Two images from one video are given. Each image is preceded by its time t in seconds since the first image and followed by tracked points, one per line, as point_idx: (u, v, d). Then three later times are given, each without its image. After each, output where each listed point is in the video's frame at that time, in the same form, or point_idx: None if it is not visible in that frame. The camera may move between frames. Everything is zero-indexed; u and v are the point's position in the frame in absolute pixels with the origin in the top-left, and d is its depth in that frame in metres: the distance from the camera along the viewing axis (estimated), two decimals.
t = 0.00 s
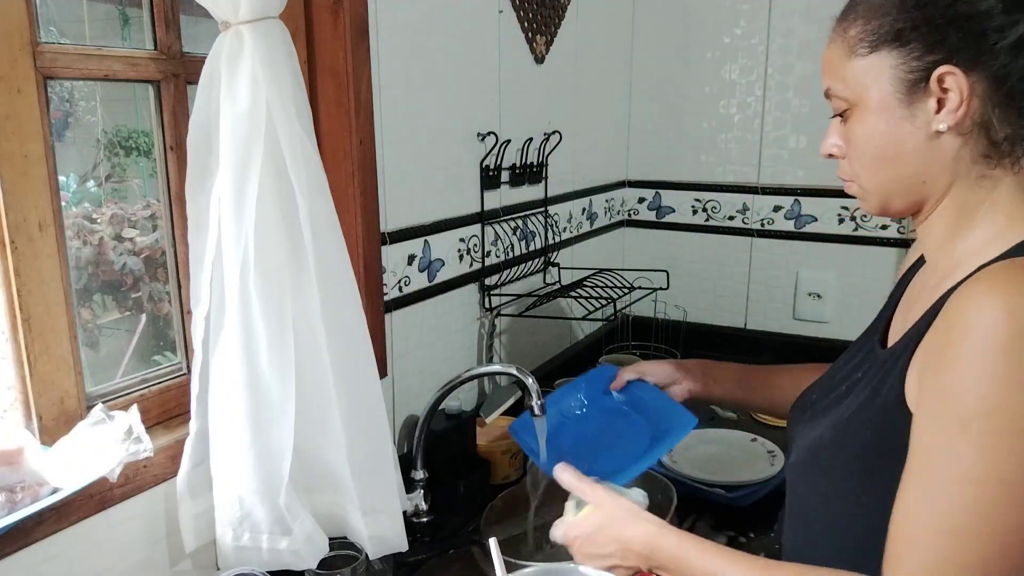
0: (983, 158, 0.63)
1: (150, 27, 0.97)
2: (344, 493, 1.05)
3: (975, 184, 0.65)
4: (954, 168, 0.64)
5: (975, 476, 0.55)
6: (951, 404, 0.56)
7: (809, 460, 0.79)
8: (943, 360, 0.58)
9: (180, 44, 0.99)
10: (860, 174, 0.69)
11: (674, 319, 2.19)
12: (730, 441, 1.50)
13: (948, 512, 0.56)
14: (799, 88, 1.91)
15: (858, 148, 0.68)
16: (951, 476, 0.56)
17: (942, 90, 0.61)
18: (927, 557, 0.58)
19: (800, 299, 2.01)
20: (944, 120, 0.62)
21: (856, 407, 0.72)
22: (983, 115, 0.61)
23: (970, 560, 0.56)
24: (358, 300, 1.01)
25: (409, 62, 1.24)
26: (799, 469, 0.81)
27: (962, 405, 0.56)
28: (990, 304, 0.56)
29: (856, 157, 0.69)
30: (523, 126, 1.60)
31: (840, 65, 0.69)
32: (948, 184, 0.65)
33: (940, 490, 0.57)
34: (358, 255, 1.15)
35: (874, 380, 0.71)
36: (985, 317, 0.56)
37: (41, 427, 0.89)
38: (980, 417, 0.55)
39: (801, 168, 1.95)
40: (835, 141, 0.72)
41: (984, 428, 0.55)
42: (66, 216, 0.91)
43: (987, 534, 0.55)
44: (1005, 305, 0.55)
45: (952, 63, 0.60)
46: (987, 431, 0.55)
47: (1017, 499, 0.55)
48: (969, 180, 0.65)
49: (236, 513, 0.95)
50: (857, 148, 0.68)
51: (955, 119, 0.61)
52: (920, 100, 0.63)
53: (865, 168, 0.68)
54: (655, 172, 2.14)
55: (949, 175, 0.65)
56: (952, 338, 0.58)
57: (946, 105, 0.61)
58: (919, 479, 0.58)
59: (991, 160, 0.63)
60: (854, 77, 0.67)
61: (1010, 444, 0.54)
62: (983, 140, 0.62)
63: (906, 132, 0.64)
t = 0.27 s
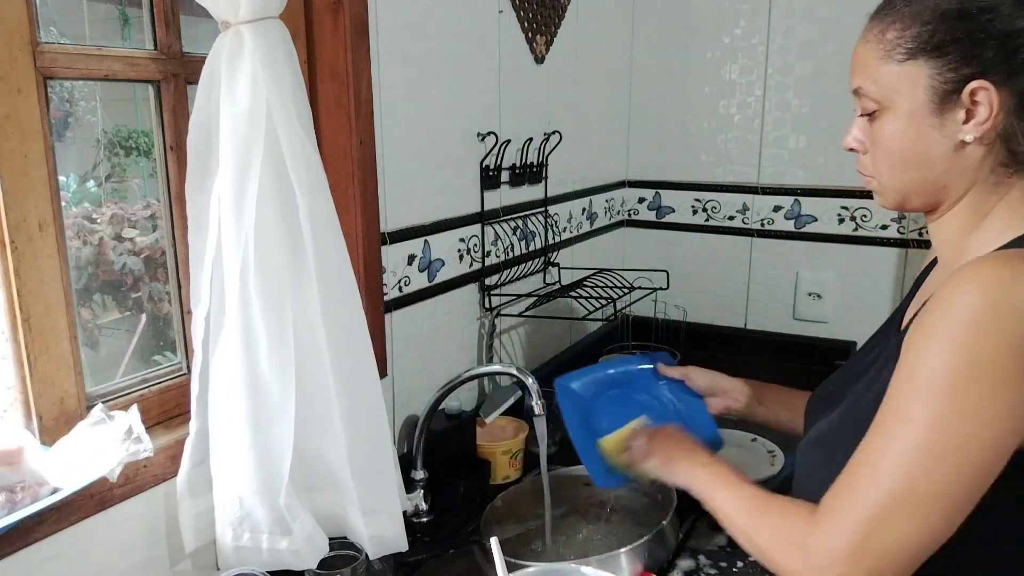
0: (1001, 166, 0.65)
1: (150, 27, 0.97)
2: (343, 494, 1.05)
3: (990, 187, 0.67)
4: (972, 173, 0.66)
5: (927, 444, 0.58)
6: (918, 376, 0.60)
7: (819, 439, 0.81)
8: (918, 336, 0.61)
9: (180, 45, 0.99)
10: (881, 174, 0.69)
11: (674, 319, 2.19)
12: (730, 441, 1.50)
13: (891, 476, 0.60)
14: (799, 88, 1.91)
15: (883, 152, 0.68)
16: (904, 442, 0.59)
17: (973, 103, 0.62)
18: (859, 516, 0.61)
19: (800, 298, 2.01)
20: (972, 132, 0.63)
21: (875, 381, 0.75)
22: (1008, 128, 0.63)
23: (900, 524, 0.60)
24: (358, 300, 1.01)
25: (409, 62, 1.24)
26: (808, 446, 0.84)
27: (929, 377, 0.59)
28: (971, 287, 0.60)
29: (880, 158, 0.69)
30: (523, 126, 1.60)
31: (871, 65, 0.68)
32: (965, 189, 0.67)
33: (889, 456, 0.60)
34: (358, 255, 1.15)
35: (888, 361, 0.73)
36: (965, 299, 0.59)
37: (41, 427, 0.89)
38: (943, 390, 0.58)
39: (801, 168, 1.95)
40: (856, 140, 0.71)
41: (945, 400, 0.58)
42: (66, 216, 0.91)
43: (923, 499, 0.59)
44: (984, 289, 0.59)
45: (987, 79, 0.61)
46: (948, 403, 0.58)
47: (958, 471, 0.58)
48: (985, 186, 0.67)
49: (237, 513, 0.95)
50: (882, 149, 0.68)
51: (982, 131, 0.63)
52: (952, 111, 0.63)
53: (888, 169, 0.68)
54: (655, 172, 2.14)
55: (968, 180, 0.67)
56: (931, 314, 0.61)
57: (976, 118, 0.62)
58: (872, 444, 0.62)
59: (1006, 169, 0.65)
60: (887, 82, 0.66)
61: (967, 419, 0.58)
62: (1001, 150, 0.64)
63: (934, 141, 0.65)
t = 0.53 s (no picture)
0: (948, 165, 0.68)
1: (150, 27, 0.97)
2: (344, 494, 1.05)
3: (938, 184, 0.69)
4: (922, 170, 0.68)
5: (820, 392, 0.62)
6: (828, 332, 0.62)
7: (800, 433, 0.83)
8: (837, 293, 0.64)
9: (180, 44, 0.99)
10: (841, 171, 0.72)
11: (674, 319, 2.19)
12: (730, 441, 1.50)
13: (781, 412, 0.64)
14: (799, 88, 1.91)
15: (841, 151, 0.70)
16: (796, 386, 0.63)
17: (921, 106, 0.65)
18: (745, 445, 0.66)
19: (800, 298, 2.01)
20: (920, 132, 0.66)
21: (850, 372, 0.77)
22: (953, 128, 0.65)
23: (775, 454, 0.65)
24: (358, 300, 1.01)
25: (409, 62, 1.24)
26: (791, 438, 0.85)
27: (835, 336, 0.62)
28: (896, 261, 0.61)
29: (841, 155, 0.71)
30: (523, 126, 1.60)
31: (835, 69, 0.70)
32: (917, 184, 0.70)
33: (782, 395, 0.64)
34: (358, 255, 1.15)
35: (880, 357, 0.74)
36: (887, 271, 0.61)
37: (41, 427, 0.89)
38: (845, 348, 0.61)
39: (801, 168, 1.95)
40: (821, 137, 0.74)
41: (846, 358, 0.61)
42: (66, 216, 0.91)
43: (802, 437, 0.64)
44: (908, 262, 0.61)
45: (934, 82, 0.64)
46: (846, 363, 0.62)
47: (839, 421, 0.63)
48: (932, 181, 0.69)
49: (237, 513, 0.95)
50: (841, 148, 0.70)
51: (929, 132, 0.66)
52: (901, 113, 0.66)
53: (847, 166, 0.71)
54: (655, 172, 2.14)
55: (916, 176, 0.69)
56: (856, 277, 0.63)
57: (923, 118, 0.65)
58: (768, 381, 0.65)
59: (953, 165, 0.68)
60: (843, 85, 0.69)
61: (862, 376, 0.62)
62: (948, 149, 0.67)
63: (884, 141, 0.67)
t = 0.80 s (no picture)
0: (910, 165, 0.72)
1: (150, 27, 0.97)
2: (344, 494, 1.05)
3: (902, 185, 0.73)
4: (884, 172, 0.73)
5: (775, 391, 0.67)
6: (783, 332, 0.67)
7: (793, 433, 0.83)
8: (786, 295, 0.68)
9: (181, 44, 0.99)
10: (810, 181, 0.78)
11: (674, 319, 2.19)
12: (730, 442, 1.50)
13: (739, 415, 0.68)
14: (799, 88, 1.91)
15: (807, 160, 0.76)
16: (751, 389, 0.68)
17: (871, 113, 0.70)
18: (704, 447, 0.71)
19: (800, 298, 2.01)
20: (874, 136, 0.71)
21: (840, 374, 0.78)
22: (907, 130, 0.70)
23: (734, 458, 0.70)
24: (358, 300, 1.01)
25: (409, 62, 1.24)
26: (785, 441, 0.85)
27: (789, 333, 0.67)
28: (844, 261, 0.66)
29: (806, 166, 0.77)
30: (523, 126, 1.60)
31: (793, 88, 0.76)
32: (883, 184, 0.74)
33: (738, 399, 0.69)
34: (358, 255, 1.15)
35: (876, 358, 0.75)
36: (834, 271, 0.66)
37: (41, 427, 0.89)
38: (801, 344, 0.66)
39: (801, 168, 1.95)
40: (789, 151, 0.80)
41: (796, 353, 0.66)
42: (66, 216, 0.91)
43: (760, 434, 0.68)
44: (857, 260, 0.65)
45: (878, 90, 0.69)
46: (797, 354, 0.66)
47: (794, 413, 0.68)
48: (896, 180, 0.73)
49: (237, 513, 0.95)
50: (806, 160, 0.77)
51: (882, 136, 0.71)
52: (854, 121, 0.71)
53: (814, 176, 0.77)
54: (655, 172, 2.14)
55: (879, 179, 0.73)
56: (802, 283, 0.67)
57: (875, 124, 0.70)
58: (721, 389, 0.70)
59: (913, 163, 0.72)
60: (801, 100, 0.74)
61: (816, 369, 0.66)
62: (907, 150, 0.71)
63: (841, 146, 0.73)
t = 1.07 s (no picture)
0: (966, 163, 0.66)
1: (150, 27, 0.97)
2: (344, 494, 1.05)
3: (954, 185, 0.67)
4: (938, 170, 0.66)
5: (890, 431, 0.59)
6: (880, 362, 0.60)
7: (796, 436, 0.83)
8: (874, 324, 0.62)
9: (180, 44, 0.99)
10: (851, 172, 0.69)
11: (674, 319, 2.19)
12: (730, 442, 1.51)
13: (856, 464, 0.60)
14: (799, 88, 1.91)
15: (851, 148, 0.67)
16: (868, 434, 0.60)
17: (937, 101, 0.62)
18: (825, 504, 0.62)
19: (800, 298, 2.01)
20: (935, 127, 0.63)
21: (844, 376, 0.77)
22: (971, 123, 0.63)
23: (858, 514, 0.61)
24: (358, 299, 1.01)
25: (408, 61, 1.24)
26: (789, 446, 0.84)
27: (888, 363, 0.59)
28: (931, 275, 0.59)
29: (848, 154, 0.68)
30: (523, 126, 1.60)
31: (841, 66, 0.67)
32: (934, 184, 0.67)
33: (849, 446, 0.61)
34: (358, 256, 1.15)
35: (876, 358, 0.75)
36: (921, 289, 0.59)
37: (41, 427, 0.88)
38: (905, 372, 0.59)
39: (801, 168, 1.95)
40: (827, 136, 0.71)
41: (905, 384, 0.59)
42: (66, 216, 0.91)
43: (887, 481, 0.60)
44: (945, 275, 0.59)
45: (949, 77, 0.62)
46: (907, 386, 0.59)
47: (925, 453, 0.59)
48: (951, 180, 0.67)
49: (237, 513, 0.95)
50: (850, 148, 0.68)
51: (945, 127, 0.63)
52: (916, 107, 0.63)
53: (857, 166, 0.68)
54: (655, 172, 2.14)
55: (933, 177, 0.67)
56: (890, 310, 0.61)
57: (941, 112, 0.62)
58: (827, 437, 0.63)
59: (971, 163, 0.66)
60: (854, 80, 0.66)
61: (930, 399, 0.58)
62: (966, 145, 0.65)
63: (897, 136, 0.64)
